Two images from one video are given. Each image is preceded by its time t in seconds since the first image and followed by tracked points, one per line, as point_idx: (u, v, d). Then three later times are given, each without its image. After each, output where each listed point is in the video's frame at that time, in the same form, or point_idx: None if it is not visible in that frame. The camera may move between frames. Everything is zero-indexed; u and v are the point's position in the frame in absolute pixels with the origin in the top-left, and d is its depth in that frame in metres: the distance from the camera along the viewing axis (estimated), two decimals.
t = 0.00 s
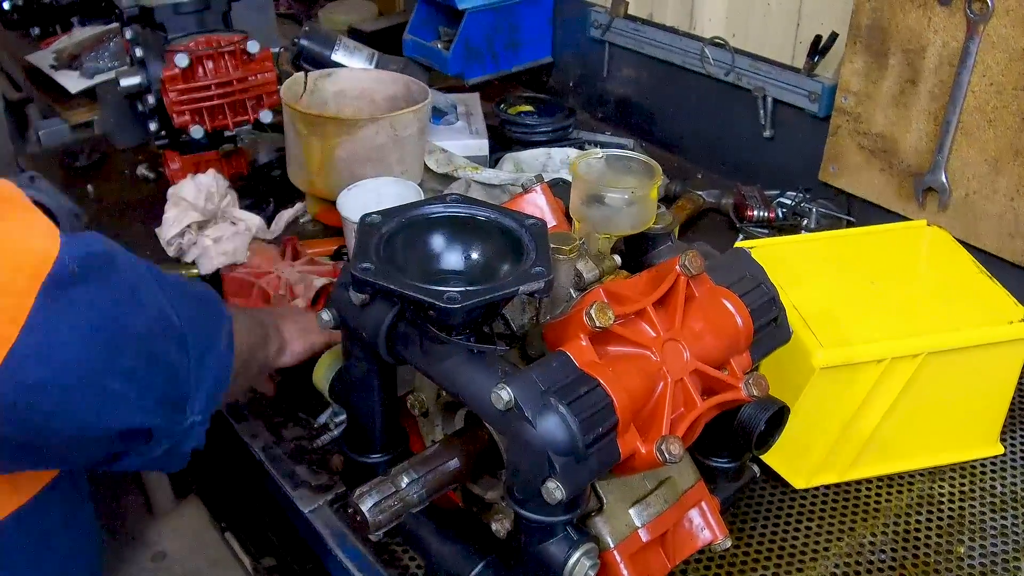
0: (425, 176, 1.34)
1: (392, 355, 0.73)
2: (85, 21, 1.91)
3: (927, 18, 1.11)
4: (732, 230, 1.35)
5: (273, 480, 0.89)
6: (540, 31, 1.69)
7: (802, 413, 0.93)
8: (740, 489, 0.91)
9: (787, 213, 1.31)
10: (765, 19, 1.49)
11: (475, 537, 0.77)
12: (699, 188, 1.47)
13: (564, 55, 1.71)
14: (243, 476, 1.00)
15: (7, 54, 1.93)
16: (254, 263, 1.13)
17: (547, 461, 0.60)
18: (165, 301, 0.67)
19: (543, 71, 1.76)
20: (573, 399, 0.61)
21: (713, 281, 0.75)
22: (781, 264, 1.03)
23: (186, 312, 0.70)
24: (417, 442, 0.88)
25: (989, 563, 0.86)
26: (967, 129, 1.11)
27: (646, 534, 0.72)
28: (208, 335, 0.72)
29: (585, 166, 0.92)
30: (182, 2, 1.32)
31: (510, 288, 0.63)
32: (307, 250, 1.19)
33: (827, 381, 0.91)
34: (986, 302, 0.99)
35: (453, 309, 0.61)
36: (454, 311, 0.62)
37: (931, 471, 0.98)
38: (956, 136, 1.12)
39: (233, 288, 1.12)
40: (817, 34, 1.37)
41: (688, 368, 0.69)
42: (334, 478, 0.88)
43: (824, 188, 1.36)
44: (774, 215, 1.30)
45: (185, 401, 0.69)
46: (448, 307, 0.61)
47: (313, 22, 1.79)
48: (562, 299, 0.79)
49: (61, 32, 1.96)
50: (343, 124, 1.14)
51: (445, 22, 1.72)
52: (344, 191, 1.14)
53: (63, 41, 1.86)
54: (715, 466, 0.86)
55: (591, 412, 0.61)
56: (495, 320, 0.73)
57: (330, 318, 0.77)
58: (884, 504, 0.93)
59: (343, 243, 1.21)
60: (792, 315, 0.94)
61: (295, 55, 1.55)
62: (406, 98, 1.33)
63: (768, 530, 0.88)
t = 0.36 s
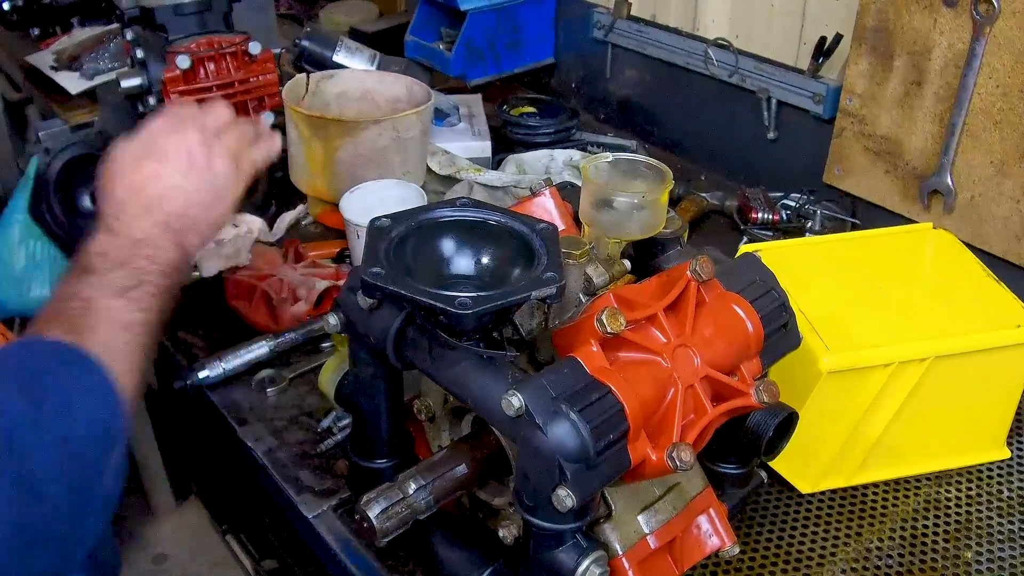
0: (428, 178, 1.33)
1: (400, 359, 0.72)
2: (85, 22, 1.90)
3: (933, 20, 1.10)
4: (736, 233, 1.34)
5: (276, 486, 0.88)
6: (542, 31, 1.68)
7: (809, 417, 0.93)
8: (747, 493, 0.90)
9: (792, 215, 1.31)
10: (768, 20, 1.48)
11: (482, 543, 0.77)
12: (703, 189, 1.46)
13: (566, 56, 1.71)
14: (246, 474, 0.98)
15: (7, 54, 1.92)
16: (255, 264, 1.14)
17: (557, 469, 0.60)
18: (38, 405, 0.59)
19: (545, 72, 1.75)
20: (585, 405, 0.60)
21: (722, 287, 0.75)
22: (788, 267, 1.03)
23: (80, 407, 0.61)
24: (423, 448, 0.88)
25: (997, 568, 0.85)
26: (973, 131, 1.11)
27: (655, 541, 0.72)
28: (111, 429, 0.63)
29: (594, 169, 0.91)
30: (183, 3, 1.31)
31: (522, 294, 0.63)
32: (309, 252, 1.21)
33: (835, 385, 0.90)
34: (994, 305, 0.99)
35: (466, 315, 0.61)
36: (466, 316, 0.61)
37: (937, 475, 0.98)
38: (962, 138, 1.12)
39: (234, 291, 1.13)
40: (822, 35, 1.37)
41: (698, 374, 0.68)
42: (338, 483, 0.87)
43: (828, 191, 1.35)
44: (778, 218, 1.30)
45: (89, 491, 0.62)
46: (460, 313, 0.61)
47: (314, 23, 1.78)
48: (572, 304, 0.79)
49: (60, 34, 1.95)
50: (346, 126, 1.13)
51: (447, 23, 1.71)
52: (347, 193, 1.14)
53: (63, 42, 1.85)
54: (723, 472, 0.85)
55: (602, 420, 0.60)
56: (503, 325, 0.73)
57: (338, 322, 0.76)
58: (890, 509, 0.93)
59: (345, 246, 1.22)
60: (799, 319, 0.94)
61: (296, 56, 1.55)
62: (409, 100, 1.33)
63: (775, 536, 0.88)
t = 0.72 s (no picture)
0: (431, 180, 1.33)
1: (406, 365, 0.73)
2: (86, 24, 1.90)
3: (938, 22, 1.10)
4: (740, 235, 1.34)
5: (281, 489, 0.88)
6: (544, 33, 1.68)
7: (815, 419, 0.92)
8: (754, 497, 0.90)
9: (796, 216, 1.31)
10: (772, 22, 1.48)
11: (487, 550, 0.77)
12: (707, 191, 1.46)
13: (568, 58, 1.70)
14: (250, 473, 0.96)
15: (7, 55, 1.91)
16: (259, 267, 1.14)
17: (566, 474, 0.60)
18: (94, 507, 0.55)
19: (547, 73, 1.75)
20: (592, 409, 0.60)
21: (729, 289, 0.73)
22: (793, 269, 1.03)
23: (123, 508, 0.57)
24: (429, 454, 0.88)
25: (1003, 571, 0.85)
26: (979, 133, 1.10)
27: (662, 545, 0.71)
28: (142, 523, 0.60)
29: (598, 173, 0.91)
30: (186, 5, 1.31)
31: (528, 299, 0.65)
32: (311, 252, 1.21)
33: (840, 387, 0.90)
34: (999, 307, 0.99)
35: (473, 319, 0.64)
36: (473, 321, 0.64)
37: (942, 478, 0.98)
38: (966, 140, 1.12)
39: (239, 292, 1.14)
40: (826, 37, 1.37)
41: (706, 378, 0.68)
42: (344, 485, 0.86)
43: (832, 192, 1.35)
44: (783, 220, 1.30)
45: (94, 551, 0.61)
46: (467, 318, 0.64)
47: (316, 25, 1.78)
48: (578, 308, 0.78)
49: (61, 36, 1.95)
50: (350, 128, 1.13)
51: (449, 24, 1.71)
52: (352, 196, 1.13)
53: (64, 43, 1.85)
54: (730, 474, 0.85)
55: (611, 424, 0.60)
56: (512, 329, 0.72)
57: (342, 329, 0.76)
58: (896, 512, 0.92)
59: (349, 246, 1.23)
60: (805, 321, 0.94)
61: (299, 58, 1.55)
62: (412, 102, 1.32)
63: (781, 539, 0.88)
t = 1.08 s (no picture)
0: (432, 180, 1.33)
1: (405, 365, 0.73)
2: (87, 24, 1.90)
3: (939, 23, 1.10)
4: (741, 235, 1.34)
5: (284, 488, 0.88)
6: (545, 33, 1.68)
7: (816, 419, 0.93)
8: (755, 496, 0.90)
9: (797, 217, 1.31)
10: (773, 22, 1.48)
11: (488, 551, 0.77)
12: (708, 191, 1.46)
13: (570, 58, 1.70)
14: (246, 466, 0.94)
15: (9, 54, 1.91)
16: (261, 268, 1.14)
17: (564, 473, 0.60)
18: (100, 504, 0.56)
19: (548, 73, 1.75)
20: (591, 409, 0.60)
21: (728, 288, 0.73)
22: (794, 270, 1.03)
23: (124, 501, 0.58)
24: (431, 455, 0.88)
25: (1004, 570, 0.85)
26: (980, 133, 1.11)
27: (662, 544, 0.72)
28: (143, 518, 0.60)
29: (598, 174, 0.91)
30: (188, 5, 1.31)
31: (526, 299, 0.64)
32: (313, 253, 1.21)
33: (841, 387, 0.90)
34: (1000, 307, 0.99)
35: (471, 322, 0.63)
36: (471, 323, 0.64)
37: (943, 478, 0.98)
38: (967, 140, 1.12)
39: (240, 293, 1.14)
40: (827, 38, 1.37)
41: (704, 377, 0.69)
42: (346, 485, 0.86)
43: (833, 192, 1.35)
44: (783, 220, 1.31)
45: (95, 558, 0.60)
46: (466, 320, 0.63)
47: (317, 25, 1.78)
48: (577, 307, 0.78)
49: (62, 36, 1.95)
50: (352, 128, 1.13)
51: (450, 25, 1.71)
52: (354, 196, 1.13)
53: (64, 44, 1.85)
54: (729, 473, 0.86)
55: (609, 423, 0.60)
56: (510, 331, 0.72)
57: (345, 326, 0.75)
58: (897, 511, 0.93)
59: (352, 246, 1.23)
60: (806, 321, 0.94)
61: (300, 58, 1.54)
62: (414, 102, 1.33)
63: (782, 538, 0.88)
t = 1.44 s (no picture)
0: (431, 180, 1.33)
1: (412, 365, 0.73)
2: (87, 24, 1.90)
3: (937, 23, 1.11)
4: (740, 235, 1.35)
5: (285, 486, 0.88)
6: (545, 33, 1.68)
7: (816, 418, 0.93)
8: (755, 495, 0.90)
9: (796, 216, 1.31)
10: (773, 22, 1.48)
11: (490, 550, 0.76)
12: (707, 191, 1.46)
13: (569, 58, 1.71)
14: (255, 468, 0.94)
15: (9, 54, 1.92)
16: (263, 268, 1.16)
17: (569, 471, 0.60)
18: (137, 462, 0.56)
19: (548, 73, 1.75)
20: (596, 407, 0.61)
21: (730, 289, 0.74)
22: (795, 269, 1.03)
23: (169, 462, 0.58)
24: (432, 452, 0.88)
25: (1003, 568, 0.85)
26: (978, 133, 1.11)
27: (664, 542, 0.72)
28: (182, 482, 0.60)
29: (602, 172, 0.91)
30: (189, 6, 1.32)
31: (533, 297, 0.65)
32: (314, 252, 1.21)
33: (840, 386, 0.91)
34: (999, 307, 0.99)
35: (477, 318, 0.63)
36: (477, 319, 0.64)
37: (942, 476, 0.98)
38: (965, 140, 1.12)
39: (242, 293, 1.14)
40: (826, 38, 1.37)
41: (708, 376, 0.69)
42: (346, 484, 0.87)
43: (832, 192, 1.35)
44: (782, 219, 1.31)
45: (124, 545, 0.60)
46: (472, 317, 0.63)
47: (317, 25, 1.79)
48: (581, 306, 0.79)
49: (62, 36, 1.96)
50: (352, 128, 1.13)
51: (450, 25, 1.71)
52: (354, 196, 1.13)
53: (64, 43, 1.85)
54: (731, 472, 0.85)
55: (614, 422, 0.61)
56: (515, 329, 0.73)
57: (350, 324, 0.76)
58: (896, 509, 0.93)
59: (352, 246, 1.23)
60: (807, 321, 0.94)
61: (300, 58, 1.54)
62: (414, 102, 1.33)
63: (782, 536, 0.88)
